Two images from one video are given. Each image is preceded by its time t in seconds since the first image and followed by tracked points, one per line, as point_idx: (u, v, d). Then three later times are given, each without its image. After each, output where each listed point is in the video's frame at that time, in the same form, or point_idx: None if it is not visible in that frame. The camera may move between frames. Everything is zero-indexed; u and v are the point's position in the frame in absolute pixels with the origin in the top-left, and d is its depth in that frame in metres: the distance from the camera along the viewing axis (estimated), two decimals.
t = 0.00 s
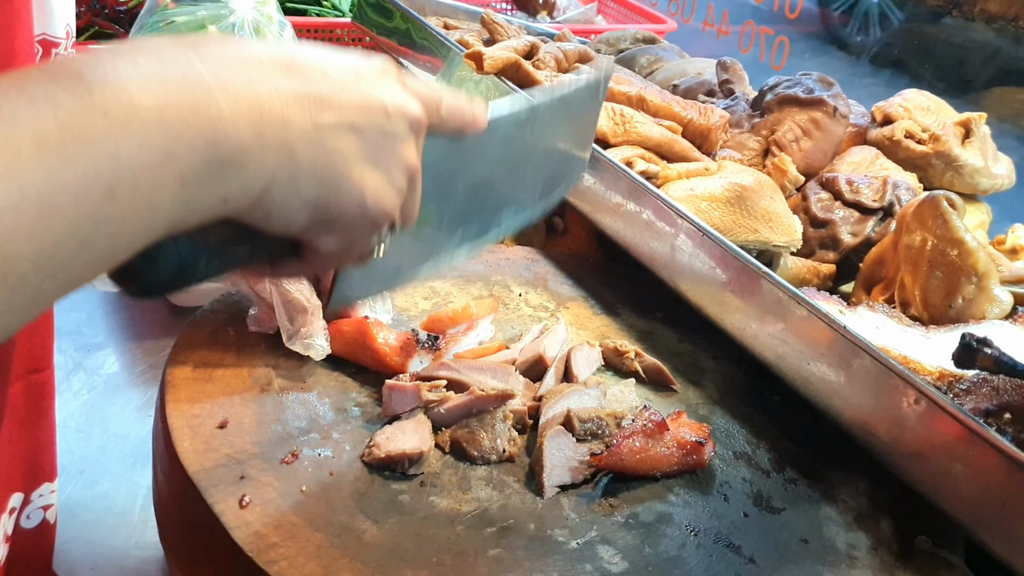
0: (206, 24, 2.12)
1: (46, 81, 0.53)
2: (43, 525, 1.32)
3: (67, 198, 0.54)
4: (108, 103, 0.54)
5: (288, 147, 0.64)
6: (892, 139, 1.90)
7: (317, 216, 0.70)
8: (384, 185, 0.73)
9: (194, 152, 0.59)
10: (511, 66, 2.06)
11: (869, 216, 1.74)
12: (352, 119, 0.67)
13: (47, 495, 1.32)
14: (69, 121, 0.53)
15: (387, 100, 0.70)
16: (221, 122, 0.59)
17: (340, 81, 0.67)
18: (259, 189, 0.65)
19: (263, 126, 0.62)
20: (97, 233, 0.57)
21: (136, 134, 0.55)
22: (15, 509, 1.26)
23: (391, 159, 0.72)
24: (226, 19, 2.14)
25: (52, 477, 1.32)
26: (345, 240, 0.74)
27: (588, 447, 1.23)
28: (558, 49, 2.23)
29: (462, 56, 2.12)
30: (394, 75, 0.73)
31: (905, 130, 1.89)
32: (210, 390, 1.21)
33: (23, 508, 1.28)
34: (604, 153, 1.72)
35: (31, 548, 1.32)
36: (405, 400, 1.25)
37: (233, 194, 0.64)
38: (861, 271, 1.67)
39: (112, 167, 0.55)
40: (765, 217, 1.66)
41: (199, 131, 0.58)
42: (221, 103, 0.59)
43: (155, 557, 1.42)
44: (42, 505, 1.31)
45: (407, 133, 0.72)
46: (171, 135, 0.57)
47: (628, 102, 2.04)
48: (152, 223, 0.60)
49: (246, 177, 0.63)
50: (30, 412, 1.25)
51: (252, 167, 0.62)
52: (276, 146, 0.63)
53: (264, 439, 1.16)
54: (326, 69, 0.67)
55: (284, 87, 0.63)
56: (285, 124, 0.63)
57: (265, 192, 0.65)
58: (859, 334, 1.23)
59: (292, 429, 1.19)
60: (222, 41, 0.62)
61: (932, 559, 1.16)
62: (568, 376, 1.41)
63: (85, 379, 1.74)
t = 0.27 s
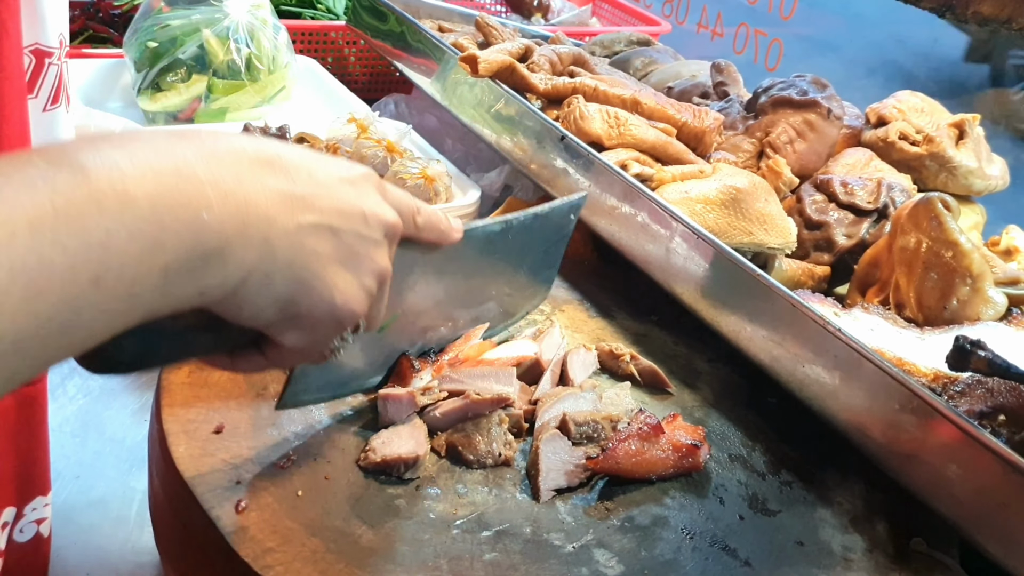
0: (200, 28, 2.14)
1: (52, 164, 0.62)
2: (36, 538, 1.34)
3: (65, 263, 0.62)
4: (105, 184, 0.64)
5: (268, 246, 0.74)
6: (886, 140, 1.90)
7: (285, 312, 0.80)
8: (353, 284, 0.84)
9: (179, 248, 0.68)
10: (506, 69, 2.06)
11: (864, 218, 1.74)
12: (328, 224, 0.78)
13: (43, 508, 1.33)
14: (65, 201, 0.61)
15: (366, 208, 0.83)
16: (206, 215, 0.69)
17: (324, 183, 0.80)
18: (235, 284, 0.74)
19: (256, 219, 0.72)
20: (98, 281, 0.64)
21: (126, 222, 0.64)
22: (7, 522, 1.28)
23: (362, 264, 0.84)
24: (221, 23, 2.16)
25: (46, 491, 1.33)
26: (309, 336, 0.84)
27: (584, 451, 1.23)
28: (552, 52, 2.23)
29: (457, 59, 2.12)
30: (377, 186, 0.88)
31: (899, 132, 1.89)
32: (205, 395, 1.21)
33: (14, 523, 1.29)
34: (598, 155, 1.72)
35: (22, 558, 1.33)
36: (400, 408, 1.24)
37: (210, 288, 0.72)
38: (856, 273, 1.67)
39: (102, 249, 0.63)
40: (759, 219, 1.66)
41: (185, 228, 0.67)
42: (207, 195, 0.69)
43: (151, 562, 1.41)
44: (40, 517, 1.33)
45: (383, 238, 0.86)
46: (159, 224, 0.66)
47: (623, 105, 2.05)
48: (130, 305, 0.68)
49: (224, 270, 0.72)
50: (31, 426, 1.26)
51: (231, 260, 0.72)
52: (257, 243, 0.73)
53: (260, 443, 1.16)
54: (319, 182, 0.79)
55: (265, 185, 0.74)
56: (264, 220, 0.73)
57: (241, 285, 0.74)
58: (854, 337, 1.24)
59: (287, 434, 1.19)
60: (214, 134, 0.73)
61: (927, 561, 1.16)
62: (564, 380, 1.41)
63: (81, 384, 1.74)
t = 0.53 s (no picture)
0: (195, 31, 2.14)
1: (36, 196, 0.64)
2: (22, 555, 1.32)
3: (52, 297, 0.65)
4: (80, 213, 0.66)
5: (249, 267, 0.76)
6: (880, 142, 1.89)
7: (262, 334, 0.83)
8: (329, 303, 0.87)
9: (166, 274, 0.71)
10: (502, 71, 2.06)
11: (859, 219, 1.74)
12: (303, 245, 0.81)
13: (30, 528, 1.31)
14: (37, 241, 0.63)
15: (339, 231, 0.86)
16: (184, 240, 0.71)
17: (299, 207, 0.83)
18: (216, 310, 0.77)
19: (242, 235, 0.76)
20: (71, 340, 0.67)
21: (112, 255, 0.67)
22: None
23: (339, 285, 0.87)
24: (216, 26, 2.16)
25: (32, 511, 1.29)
26: (287, 355, 0.87)
27: (581, 452, 1.23)
28: (547, 54, 2.24)
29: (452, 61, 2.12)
30: (344, 206, 0.91)
31: (893, 134, 1.88)
32: (202, 398, 1.20)
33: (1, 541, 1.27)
34: (594, 157, 1.72)
35: None
36: (397, 411, 1.23)
37: (193, 311, 0.76)
38: (851, 274, 1.68)
39: (95, 277, 0.67)
40: (755, 221, 1.66)
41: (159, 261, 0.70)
42: (179, 218, 0.72)
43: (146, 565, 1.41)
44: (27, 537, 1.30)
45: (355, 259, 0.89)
46: (150, 253, 0.70)
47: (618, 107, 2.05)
48: (125, 321, 0.71)
49: (207, 298, 0.75)
50: (21, 445, 1.22)
51: (215, 286, 0.75)
52: (239, 266, 0.76)
53: (256, 446, 1.15)
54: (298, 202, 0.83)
55: (249, 209, 0.78)
56: (244, 242, 0.76)
57: (220, 312, 0.77)
58: (850, 338, 1.24)
59: (284, 436, 1.19)
60: (137, 166, 0.71)
61: (923, 561, 1.17)
62: (561, 381, 1.42)
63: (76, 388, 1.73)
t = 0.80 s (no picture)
0: (189, 32, 2.15)
1: None
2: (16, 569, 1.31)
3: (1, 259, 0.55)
4: (34, 174, 0.57)
5: (212, 218, 0.68)
6: (874, 143, 1.90)
7: (238, 286, 0.73)
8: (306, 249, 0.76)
9: (120, 224, 0.62)
10: (496, 73, 2.07)
11: (852, 220, 1.75)
12: (278, 193, 0.73)
13: (26, 541, 1.30)
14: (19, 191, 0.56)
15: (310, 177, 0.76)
16: (148, 191, 0.63)
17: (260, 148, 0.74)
18: (184, 255, 0.67)
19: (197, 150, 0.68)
20: (25, 305, 0.58)
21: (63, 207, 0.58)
22: None
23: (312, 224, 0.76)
24: (211, 27, 2.17)
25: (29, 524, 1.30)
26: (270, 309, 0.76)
27: (577, 454, 1.23)
28: (542, 56, 2.24)
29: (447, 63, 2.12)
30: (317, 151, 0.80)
31: (887, 135, 1.89)
32: (197, 400, 1.20)
33: None
34: (588, 159, 1.72)
35: None
36: (393, 414, 1.23)
37: (159, 263, 0.66)
38: (845, 275, 1.68)
39: (43, 238, 0.57)
40: (749, 222, 1.66)
41: (120, 186, 0.61)
42: (147, 173, 0.63)
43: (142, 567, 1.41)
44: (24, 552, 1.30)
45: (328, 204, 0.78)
46: (97, 203, 0.60)
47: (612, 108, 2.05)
48: (80, 288, 0.61)
49: (170, 246, 0.65)
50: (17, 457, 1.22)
51: (175, 236, 0.65)
52: (199, 218, 0.67)
53: (252, 449, 1.15)
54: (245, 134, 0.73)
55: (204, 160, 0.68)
56: (207, 194, 0.67)
57: (189, 263, 0.68)
58: (844, 339, 1.24)
59: (280, 439, 1.19)
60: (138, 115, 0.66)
61: (918, 561, 1.17)
62: (556, 383, 1.42)
63: (71, 391, 1.73)
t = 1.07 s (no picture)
0: (186, 36, 2.13)
1: None
2: None
3: None
4: None
5: (172, 328, 0.67)
6: (871, 145, 1.90)
7: (212, 391, 0.75)
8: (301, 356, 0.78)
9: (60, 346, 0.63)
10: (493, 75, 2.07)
11: (849, 221, 1.75)
12: (267, 287, 0.71)
13: (31, 561, 1.27)
14: None
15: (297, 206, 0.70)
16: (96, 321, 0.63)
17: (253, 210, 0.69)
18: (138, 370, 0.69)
19: (173, 240, 0.65)
20: None
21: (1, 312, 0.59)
22: None
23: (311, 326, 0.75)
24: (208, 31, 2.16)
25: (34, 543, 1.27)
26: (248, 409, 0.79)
27: (574, 456, 1.23)
28: (539, 58, 2.24)
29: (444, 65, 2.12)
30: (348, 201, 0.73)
31: (883, 136, 1.90)
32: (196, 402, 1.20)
33: None
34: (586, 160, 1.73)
35: None
36: (388, 419, 1.22)
37: (111, 371, 0.67)
38: (842, 276, 1.69)
39: None
40: (746, 223, 1.67)
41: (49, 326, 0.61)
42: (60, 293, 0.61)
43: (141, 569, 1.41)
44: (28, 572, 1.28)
45: (341, 291, 0.74)
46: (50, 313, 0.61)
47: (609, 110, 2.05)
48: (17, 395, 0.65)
49: (110, 365, 0.66)
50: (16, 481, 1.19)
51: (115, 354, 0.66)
52: (154, 330, 0.67)
53: (251, 451, 1.15)
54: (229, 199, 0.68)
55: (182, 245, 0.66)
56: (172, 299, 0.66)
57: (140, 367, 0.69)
58: (842, 340, 1.25)
59: (278, 441, 1.19)
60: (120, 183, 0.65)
61: (916, 562, 1.17)
62: (554, 385, 1.42)
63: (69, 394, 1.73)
